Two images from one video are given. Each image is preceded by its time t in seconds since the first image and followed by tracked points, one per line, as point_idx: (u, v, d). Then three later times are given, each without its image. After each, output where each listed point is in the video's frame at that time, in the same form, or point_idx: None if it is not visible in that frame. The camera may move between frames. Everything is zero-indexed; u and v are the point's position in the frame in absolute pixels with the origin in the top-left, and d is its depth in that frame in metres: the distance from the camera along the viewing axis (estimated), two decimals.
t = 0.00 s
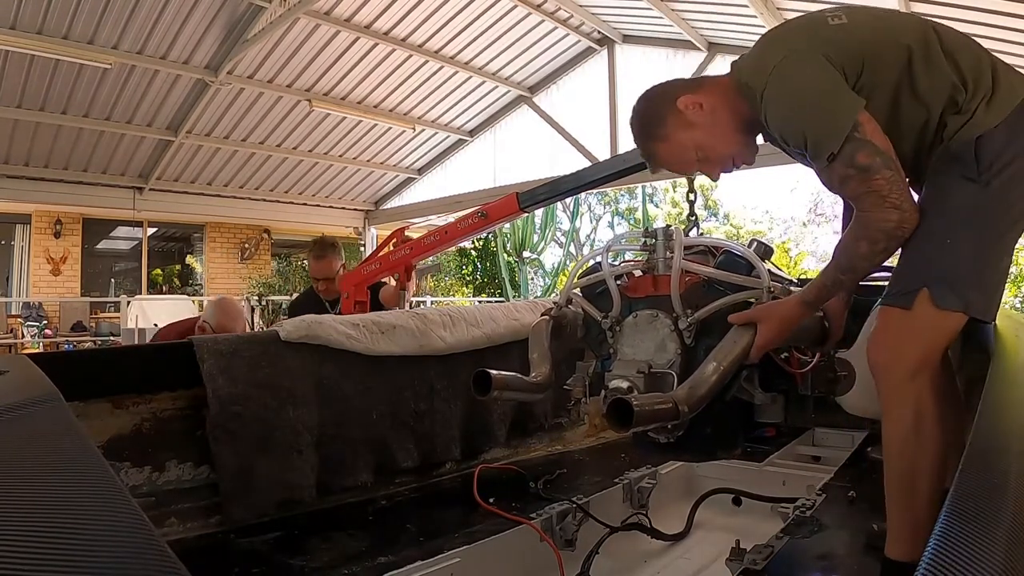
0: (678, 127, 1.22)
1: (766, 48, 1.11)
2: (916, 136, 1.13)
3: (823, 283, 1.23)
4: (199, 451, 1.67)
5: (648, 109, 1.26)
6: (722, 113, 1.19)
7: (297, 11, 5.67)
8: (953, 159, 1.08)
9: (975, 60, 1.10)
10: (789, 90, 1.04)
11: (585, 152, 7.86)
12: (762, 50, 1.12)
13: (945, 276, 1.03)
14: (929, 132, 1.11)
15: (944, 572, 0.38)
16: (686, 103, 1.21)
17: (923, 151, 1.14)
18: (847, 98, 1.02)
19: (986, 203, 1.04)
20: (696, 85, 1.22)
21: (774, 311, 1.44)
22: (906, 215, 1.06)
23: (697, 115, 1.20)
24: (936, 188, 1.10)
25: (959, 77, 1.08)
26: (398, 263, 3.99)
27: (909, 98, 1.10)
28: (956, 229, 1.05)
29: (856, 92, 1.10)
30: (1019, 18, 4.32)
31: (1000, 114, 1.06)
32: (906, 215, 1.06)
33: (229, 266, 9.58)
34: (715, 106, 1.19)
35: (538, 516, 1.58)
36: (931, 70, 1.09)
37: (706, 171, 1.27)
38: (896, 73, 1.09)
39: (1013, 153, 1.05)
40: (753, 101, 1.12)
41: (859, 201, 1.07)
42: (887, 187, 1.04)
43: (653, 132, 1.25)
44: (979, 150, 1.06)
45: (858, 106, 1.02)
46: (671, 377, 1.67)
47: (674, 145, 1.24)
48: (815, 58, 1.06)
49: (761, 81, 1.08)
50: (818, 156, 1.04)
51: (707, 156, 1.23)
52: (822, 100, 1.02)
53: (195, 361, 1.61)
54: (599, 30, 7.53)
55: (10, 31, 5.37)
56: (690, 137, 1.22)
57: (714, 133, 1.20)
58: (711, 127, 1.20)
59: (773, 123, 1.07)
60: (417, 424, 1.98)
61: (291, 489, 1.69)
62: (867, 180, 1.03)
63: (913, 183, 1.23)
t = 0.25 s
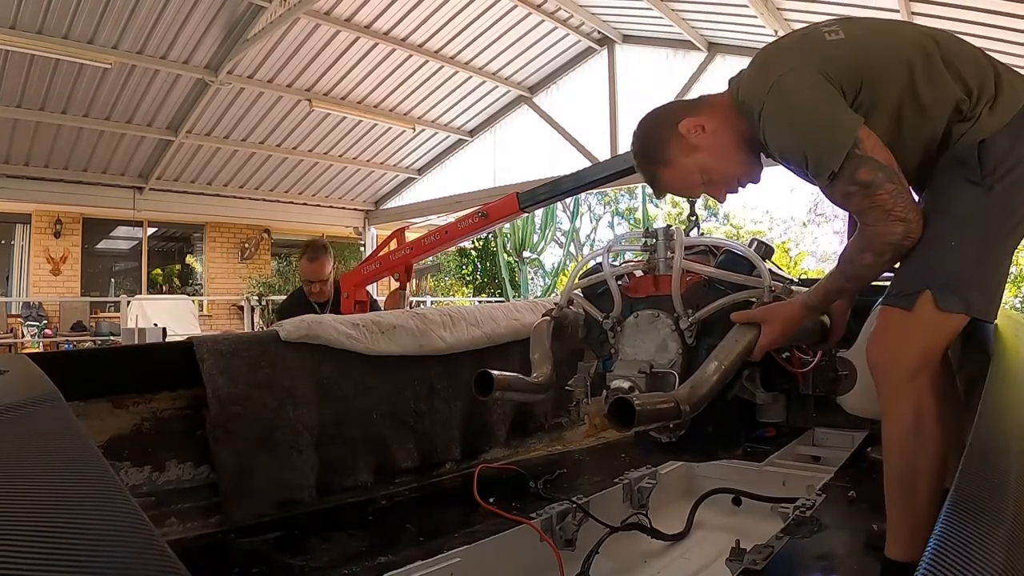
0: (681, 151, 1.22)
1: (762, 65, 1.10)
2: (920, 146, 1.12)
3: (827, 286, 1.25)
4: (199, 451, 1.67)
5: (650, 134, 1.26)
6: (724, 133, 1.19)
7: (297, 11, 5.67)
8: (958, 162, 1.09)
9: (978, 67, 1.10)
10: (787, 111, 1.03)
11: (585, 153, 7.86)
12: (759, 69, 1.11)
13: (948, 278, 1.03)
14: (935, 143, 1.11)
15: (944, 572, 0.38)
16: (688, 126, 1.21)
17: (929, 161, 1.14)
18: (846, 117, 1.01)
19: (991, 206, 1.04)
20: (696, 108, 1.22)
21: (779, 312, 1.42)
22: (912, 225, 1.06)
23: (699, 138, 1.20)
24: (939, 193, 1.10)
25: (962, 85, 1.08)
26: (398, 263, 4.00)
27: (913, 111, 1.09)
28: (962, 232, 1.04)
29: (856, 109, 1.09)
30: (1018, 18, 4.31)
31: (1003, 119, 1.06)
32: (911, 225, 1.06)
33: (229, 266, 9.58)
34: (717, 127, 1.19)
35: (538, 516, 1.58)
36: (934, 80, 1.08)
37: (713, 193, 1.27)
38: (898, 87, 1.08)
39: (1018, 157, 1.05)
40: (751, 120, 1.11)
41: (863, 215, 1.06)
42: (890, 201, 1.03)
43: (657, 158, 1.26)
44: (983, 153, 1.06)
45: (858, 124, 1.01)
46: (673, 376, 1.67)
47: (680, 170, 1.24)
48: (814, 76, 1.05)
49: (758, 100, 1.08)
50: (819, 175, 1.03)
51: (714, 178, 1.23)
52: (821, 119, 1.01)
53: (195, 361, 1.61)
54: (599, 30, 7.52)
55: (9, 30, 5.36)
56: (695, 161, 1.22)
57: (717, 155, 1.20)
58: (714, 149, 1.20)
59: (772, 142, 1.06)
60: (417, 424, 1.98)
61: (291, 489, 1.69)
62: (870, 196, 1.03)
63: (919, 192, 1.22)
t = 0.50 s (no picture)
0: (682, 155, 1.22)
1: (758, 71, 1.11)
2: (922, 149, 1.12)
3: (825, 287, 1.25)
4: (199, 451, 1.67)
5: (649, 139, 1.26)
6: (724, 136, 1.19)
7: (297, 11, 5.67)
8: (960, 163, 1.08)
9: (979, 70, 1.10)
10: (784, 116, 1.03)
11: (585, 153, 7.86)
12: (756, 73, 1.11)
13: (950, 280, 1.03)
14: (937, 145, 1.10)
15: (944, 572, 0.38)
16: (688, 130, 1.21)
17: (930, 164, 1.13)
18: (844, 120, 1.01)
19: (993, 208, 1.04)
20: (695, 111, 1.22)
21: (779, 311, 1.44)
22: (913, 228, 1.06)
23: (700, 141, 1.20)
24: (940, 194, 1.10)
25: (963, 88, 1.08)
26: (398, 264, 3.99)
27: (915, 113, 1.09)
28: (963, 234, 1.04)
29: (856, 112, 1.09)
30: (1018, 17, 4.31)
31: (1006, 121, 1.06)
32: (913, 228, 1.06)
33: (229, 266, 9.58)
34: (717, 131, 1.19)
35: (538, 516, 1.58)
36: (935, 82, 1.08)
37: (712, 196, 1.27)
38: (899, 90, 1.08)
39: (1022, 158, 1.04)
40: (749, 124, 1.11)
41: (863, 219, 1.07)
42: (890, 205, 1.03)
43: (656, 162, 1.26)
44: (987, 155, 1.05)
45: (857, 127, 1.01)
46: (673, 376, 1.66)
47: (680, 173, 1.24)
48: (812, 80, 1.05)
49: (756, 104, 1.08)
50: (820, 180, 1.03)
51: (713, 181, 1.23)
52: (820, 122, 1.01)
53: (196, 360, 1.61)
54: (599, 30, 7.52)
55: (10, 31, 5.36)
56: (695, 165, 1.22)
57: (717, 158, 1.20)
58: (715, 152, 1.20)
59: (771, 146, 1.06)
60: (417, 424, 1.98)
61: (291, 488, 1.69)
62: (870, 201, 1.03)
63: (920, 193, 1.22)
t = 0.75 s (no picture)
0: (682, 153, 1.22)
1: (759, 70, 1.11)
2: (924, 150, 1.12)
3: (824, 287, 1.25)
4: (199, 451, 1.68)
5: (648, 135, 1.26)
6: (725, 135, 1.19)
7: (297, 11, 5.66)
8: (961, 163, 1.07)
9: (982, 70, 1.10)
10: (785, 115, 1.03)
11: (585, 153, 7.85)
12: (756, 72, 1.11)
13: (951, 280, 1.03)
14: (939, 147, 1.10)
15: (945, 571, 0.38)
16: (688, 128, 1.20)
17: (932, 165, 1.13)
18: (845, 120, 1.01)
19: (994, 210, 1.03)
20: (696, 109, 1.22)
21: (778, 310, 1.44)
22: (913, 229, 1.06)
23: (701, 140, 1.20)
24: (941, 194, 1.09)
25: (965, 89, 1.08)
26: (398, 264, 3.98)
27: (916, 114, 1.09)
28: (963, 235, 1.04)
29: (857, 113, 1.09)
30: (1018, 18, 4.31)
31: (1008, 122, 1.06)
32: (913, 229, 1.06)
33: (229, 266, 9.58)
34: (717, 130, 1.19)
35: (538, 516, 1.58)
36: (936, 83, 1.08)
37: (711, 195, 1.27)
38: (900, 91, 1.08)
39: None
40: (749, 123, 1.11)
41: (863, 219, 1.07)
42: (891, 206, 1.04)
43: (657, 160, 1.25)
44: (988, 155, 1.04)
45: (857, 127, 1.01)
46: (672, 375, 1.67)
47: (679, 171, 1.24)
48: (813, 80, 1.05)
49: (757, 104, 1.08)
50: (820, 180, 1.03)
51: (713, 180, 1.23)
52: (822, 122, 1.01)
53: (196, 360, 1.62)
54: (599, 30, 7.52)
55: (9, 31, 5.36)
56: (695, 163, 1.22)
57: (717, 157, 1.20)
58: (715, 151, 1.20)
59: (771, 146, 1.06)
60: (417, 424, 1.98)
61: (291, 489, 1.69)
62: (870, 201, 1.03)
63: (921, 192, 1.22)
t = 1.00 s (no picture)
0: (682, 153, 1.22)
1: (758, 71, 1.11)
2: (925, 150, 1.11)
3: (822, 288, 1.25)
4: (199, 451, 1.68)
5: (648, 134, 1.26)
6: (724, 135, 1.19)
7: (297, 11, 5.66)
8: (961, 163, 1.07)
9: (983, 69, 1.10)
10: (785, 114, 1.03)
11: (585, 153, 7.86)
12: (756, 72, 1.11)
13: (950, 280, 1.03)
14: (940, 147, 1.10)
15: (944, 572, 0.38)
16: (688, 128, 1.20)
17: (933, 165, 1.13)
18: (844, 121, 1.01)
19: (993, 209, 1.03)
20: (696, 108, 1.22)
21: (777, 310, 1.44)
22: (913, 230, 1.06)
23: (701, 140, 1.20)
24: (941, 195, 1.09)
25: (966, 89, 1.08)
26: (398, 264, 3.98)
27: (916, 115, 1.09)
28: (962, 236, 1.04)
29: (856, 114, 1.09)
30: (1017, 18, 4.31)
31: (1009, 122, 1.06)
32: (912, 230, 1.06)
33: (229, 266, 9.58)
34: (717, 131, 1.19)
35: (538, 516, 1.58)
36: (937, 83, 1.08)
37: (710, 195, 1.27)
38: (900, 91, 1.08)
39: None
40: (749, 123, 1.11)
41: (862, 220, 1.07)
42: (890, 207, 1.03)
43: (657, 159, 1.25)
44: (989, 155, 1.04)
45: (856, 127, 1.01)
46: (670, 376, 1.68)
47: (679, 171, 1.24)
48: (812, 80, 1.05)
49: (756, 104, 1.08)
50: (819, 180, 1.03)
51: (712, 180, 1.23)
52: (822, 122, 1.01)
53: (195, 360, 1.62)
54: (599, 30, 7.52)
55: (9, 30, 5.36)
56: (694, 163, 1.22)
57: (717, 156, 1.20)
58: (715, 151, 1.20)
59: (771, 145, 1.06)
60: (417, 424, 1.98)
61: (291, 488, 1.69)
62: (869, 203, 1.03)
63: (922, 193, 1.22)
